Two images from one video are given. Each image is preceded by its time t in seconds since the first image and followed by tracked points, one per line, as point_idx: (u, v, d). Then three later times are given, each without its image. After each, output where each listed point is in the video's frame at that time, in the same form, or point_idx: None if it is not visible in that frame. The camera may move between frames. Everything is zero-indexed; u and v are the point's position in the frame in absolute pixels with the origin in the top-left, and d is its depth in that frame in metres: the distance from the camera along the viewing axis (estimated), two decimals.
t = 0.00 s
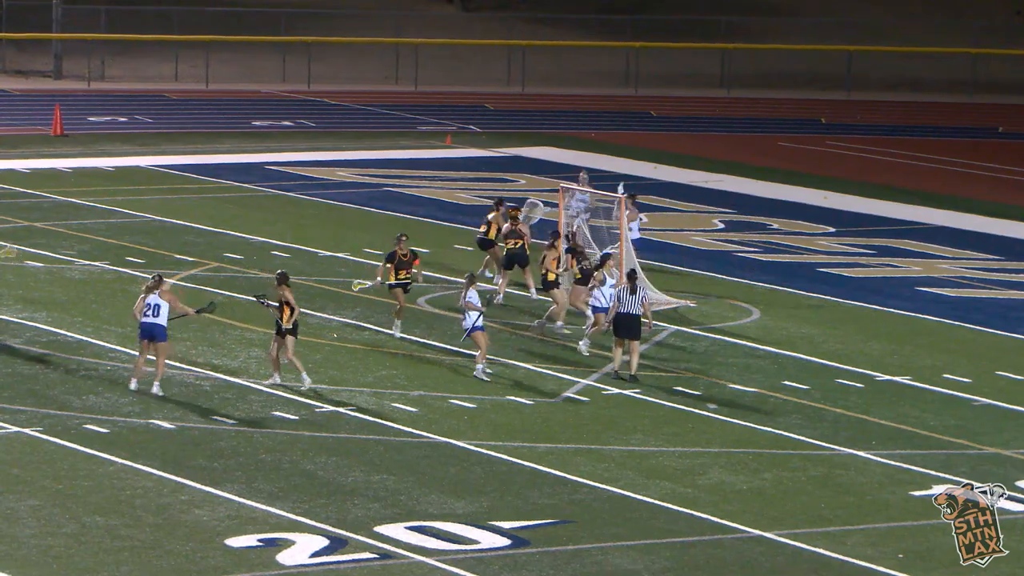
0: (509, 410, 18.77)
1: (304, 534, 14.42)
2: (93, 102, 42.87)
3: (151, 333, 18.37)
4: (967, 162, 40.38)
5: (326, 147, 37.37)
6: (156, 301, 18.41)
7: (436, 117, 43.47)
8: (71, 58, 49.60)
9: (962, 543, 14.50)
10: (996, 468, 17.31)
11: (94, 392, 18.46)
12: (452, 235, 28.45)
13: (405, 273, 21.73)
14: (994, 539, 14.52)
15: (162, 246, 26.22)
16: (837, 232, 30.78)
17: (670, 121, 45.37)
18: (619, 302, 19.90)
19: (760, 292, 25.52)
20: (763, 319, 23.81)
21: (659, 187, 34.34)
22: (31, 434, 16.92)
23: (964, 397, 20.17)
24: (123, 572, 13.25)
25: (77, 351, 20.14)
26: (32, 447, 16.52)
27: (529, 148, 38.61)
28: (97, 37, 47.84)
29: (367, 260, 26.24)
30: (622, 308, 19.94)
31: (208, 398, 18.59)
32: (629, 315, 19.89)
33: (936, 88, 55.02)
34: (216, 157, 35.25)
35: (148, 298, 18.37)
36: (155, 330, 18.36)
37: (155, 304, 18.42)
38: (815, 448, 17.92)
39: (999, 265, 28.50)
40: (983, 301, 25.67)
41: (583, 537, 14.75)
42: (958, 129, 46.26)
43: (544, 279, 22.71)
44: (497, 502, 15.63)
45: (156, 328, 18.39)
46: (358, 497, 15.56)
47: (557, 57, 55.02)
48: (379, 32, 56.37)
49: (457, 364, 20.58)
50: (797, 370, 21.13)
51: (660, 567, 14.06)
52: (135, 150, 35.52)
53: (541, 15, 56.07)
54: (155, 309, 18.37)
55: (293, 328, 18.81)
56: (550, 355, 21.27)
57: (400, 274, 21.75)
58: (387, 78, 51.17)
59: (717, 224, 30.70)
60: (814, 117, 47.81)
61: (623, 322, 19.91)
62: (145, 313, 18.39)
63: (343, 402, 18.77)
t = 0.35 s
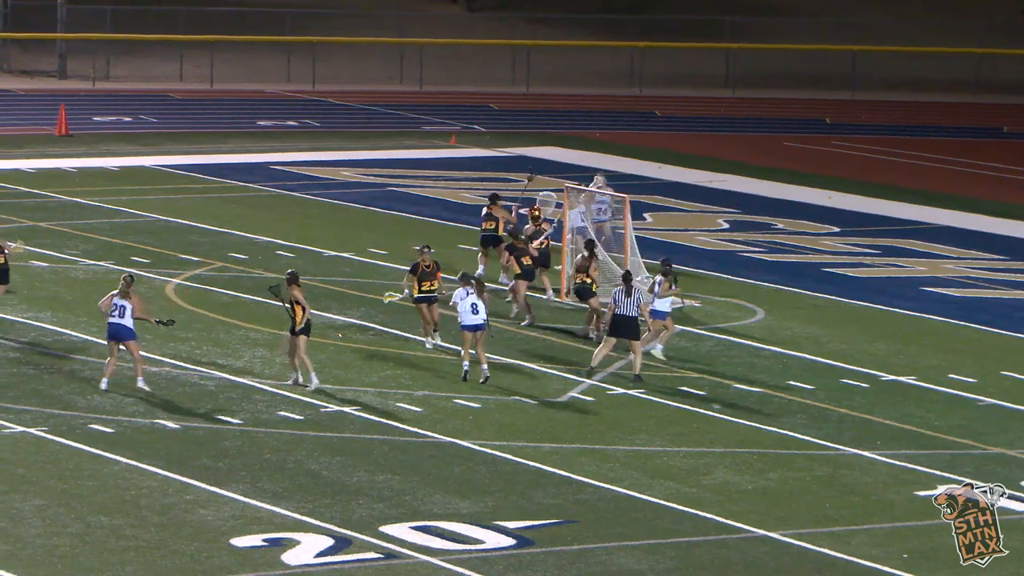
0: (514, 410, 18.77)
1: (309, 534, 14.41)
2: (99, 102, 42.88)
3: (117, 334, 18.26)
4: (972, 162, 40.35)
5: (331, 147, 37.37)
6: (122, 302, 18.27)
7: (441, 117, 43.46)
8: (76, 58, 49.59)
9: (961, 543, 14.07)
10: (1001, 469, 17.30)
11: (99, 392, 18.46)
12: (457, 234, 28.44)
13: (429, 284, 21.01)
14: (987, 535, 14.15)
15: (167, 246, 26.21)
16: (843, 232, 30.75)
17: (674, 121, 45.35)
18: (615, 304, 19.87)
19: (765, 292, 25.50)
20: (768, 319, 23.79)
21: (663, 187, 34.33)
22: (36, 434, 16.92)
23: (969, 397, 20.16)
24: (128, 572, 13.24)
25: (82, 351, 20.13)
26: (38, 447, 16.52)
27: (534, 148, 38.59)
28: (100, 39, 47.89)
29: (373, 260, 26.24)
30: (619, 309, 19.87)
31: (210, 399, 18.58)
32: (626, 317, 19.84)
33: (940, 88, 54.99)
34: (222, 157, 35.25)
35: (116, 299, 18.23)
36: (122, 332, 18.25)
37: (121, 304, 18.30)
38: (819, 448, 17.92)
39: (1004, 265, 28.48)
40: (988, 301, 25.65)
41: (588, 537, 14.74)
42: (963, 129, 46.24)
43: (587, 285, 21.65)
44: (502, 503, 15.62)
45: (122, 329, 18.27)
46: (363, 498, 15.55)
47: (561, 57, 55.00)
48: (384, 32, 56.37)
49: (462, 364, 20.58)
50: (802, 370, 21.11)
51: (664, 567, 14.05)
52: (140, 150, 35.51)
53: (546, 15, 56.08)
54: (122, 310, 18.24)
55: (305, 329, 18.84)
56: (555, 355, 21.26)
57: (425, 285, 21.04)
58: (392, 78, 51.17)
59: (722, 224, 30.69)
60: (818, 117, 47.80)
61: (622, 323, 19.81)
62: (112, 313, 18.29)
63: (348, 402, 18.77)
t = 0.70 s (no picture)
0: (517, 410, 18.77)
1: (313, 534, 14.42)
2: (103, 102, 42.93)
3: (94, 331, 18.40)
4: (976, 162, 40.34)
5: (335, 147, 37.39)
6: (104, 300, 18.42)
7: (444, 117, 43.49)
8: (80, 57, 49.62)
9: (962, 542, 14.14)
10: (1005, 469, 17.30)
11: (103, 392, 18.47)
12: (461, 234, 28.45)
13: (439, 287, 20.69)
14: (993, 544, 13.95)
15: (170, 246, 26.23)
16: (846, 232, 30.75)
17: (678, 121, 45.36)
18: (596, 302, 19.82)
19: (769, 292, 25.50)
20: (771, 319, 23.79)
21: (667, 187, 34.34)
22: (39, 434, 16.93)
23: (973, 397, 20.15)
24: (132, 572, 13.25)
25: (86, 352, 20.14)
26: (42, 447, 16.53)
27: (537, 148, 38.60)
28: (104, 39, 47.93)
29: (376, 260, 26.24)
30: (602, 309, 19.84)
31: (213, 398, 18.57)
32: (608, 316, 19.79)
33: (944, 87, 54.98)
34: (226, 157, 35.27)
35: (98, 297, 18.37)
36: (100, 329, 18.39)
37: (103, 303, 18.44)
38: (823, 448, 17.92)
39: (1008, 265, 28.48)
40: (992, 301, 25.64)
41: (592, 537, 14.74)
42: (966, 129, 46.23)
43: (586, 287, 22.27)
44: (505, 503, 15.63)
45: (101, 327, 18.42)
46: (366, 498, 15.55)
47: (565, 57, 55.00)
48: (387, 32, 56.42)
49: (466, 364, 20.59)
50: (806, 370, 21.10)
51: (668, 567, 14.06)
52: (143, 150, 35.53)
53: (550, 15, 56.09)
54: (103, 308, 18.38)
55: (312, 328, 18.84)
56: (558, 355, 21.27)
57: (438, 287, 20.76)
58: (394, 78, 51.19)
59: (725, 225, 30.68)
60: (822, 117, 47.79)
61: (606, 322, 19.79)
62: (93, 310, 18.42)
63: (352, 401, 18.78)
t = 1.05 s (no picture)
0: (523, 411, 18.78)
1: (320, 535, 14.42)
2: (110, 103, 42.97)
3: (89, 317, 18.78)
4: (982, 162, 40.31)
5: (341, 147, 37.40)
6: (97, 287, 18.73)
7: (450, 118, 43.49)
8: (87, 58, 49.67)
9: (961, 543, 14.02)
10: (1012, 470, 17.30)
11: (110, 393, 18.48)
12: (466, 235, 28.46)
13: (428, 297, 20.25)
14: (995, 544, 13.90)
15: (176, 246, 26.25)
16: (853, 232, 30.75)
17: (684, 122, 45.34)
18: (595, 301, 19.70)
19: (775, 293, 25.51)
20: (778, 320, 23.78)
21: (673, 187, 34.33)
22: (46, 434, 16.95)
23: (980, 398, 20.15)
24: (138, 572, 13.27)
25: (93, 351, 20.17)
26: (48, 447, 16.55)
27: (544, 149, 38.60)
28: (109, 39, 48.00)
29: (382, 260, 26.26)
30: (600, 308, 19.73)
31: (220, 399, 18.59)
32: (605, 314, 19.67)
33: (950, 88, 54.95)
34: (232, 157, 35.29)
35: (90, 285, 18.68)
36: (95, 317, 18.76)
37: (96, 289, 18.76)
38: (829, 448, 17.92)
39: (1014, 265, 28.47)
40: (998, 302, 25.63)
41: (598, 537, 14.75)
42: (973, 130, 46.21)
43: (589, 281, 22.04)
44: (511, 502, 15.64)
45: (96, 313, 18.78)
46: (372, 498, 15.56)
47: (571, 56, 55.01)
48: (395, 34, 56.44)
49: (472, 364, 20.60)
50: (813, 371, 21.10)
51: (674, 567, 14.07)
52: (150, 150, 35.56)
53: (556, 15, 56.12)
54: (96, 296, 18.71)
55: (320, 329, 18.85)
56: (564, 356, 21.27)
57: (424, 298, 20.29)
58: (400, 77, 51.24)
59: (731, 225, 30.69)
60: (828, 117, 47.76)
61: (604, 323, 19.72)
62: (87, 297, 18.75)
63: (358, 402, 18.79)
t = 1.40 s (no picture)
0: (537, 411, 18.77)
1: (333, 536, 14.42)
2: (123, 104, 43.02)
3: (106, 321, 18.92)
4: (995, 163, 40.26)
5: (353, 148, 37.41)
6: (115, 291, 18.91)
7: (463, 118, 43.50)
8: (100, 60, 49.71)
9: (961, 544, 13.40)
10: None
11: (124, 394, 18.50)
12: (479, 236, 28.47)
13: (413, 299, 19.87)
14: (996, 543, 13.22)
15: (190, 247, 26.28)
16: (866, 233, 30.74)
17: (696, 123, 45.33)
18: (600, 303, 19.72)
19: (789, 294, 25.49)
20: (791, 321, 23.76)
21: (686, 188, 34.31)
22: (59, 435, 16.98)
23: (995, 399, 20.12)
24: (151, 572, 13.27)
25: (106, 352, 20.20)
26: (62, 448, 16.57)
27: (556, 150, 38.60)
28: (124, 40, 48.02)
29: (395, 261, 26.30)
30: (606, 309, 19.75)
31: (233, 399, 18.61)
32: (610, 316, 19.70)
33: (962, 89, 54.89)
34: (245, 158, 35.32)
35: (109, 289, 18.86)
36: (111, 320, 18.91)
37: (115, 293, 18.93)
38: (842, 450, 17.91)
39: None
40: (1013, 303, 25.60)
41: (611, 539, 14.74)
42: (986, 131, 46.15)
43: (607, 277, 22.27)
44: (524, 503, 15.64)
45: (113, 317, 18.93)
46: (385, 499, 15.55)
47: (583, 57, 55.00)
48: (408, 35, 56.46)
49: (486, 365, 20.61)
50: (826, 372, 21.08)
51: (686, 568, 14.05)
52: (163, 151, 35.59)
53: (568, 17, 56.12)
54: (114, 299, 18.88)
55: (308, 331, 18.79)
56: (578, 356, 21.27)
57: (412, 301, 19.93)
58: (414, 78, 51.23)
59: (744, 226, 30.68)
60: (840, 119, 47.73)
61: (610, 324, 19.73)
62: (105, 301, 18.92)
63: (371, 403, 18.79)
